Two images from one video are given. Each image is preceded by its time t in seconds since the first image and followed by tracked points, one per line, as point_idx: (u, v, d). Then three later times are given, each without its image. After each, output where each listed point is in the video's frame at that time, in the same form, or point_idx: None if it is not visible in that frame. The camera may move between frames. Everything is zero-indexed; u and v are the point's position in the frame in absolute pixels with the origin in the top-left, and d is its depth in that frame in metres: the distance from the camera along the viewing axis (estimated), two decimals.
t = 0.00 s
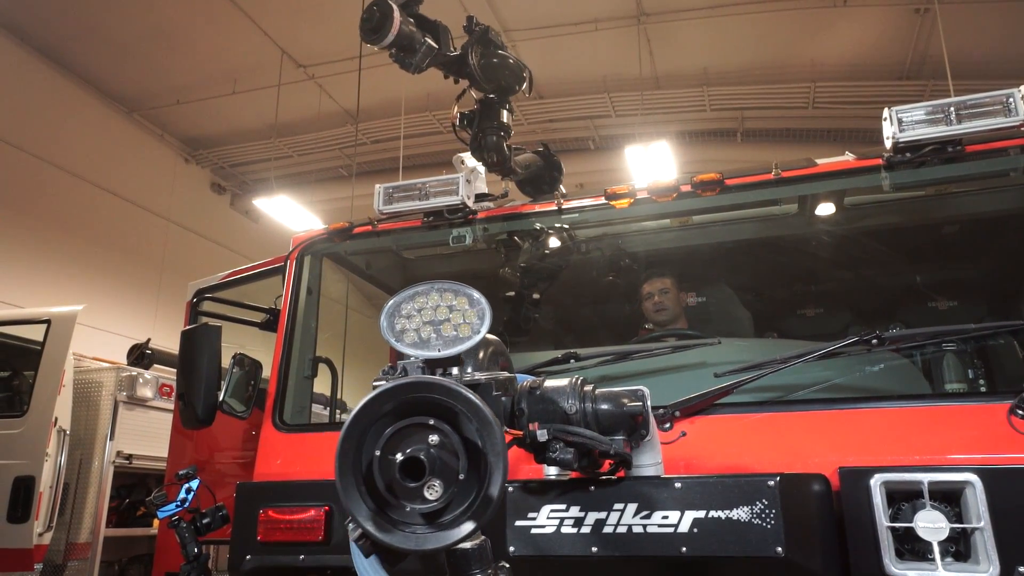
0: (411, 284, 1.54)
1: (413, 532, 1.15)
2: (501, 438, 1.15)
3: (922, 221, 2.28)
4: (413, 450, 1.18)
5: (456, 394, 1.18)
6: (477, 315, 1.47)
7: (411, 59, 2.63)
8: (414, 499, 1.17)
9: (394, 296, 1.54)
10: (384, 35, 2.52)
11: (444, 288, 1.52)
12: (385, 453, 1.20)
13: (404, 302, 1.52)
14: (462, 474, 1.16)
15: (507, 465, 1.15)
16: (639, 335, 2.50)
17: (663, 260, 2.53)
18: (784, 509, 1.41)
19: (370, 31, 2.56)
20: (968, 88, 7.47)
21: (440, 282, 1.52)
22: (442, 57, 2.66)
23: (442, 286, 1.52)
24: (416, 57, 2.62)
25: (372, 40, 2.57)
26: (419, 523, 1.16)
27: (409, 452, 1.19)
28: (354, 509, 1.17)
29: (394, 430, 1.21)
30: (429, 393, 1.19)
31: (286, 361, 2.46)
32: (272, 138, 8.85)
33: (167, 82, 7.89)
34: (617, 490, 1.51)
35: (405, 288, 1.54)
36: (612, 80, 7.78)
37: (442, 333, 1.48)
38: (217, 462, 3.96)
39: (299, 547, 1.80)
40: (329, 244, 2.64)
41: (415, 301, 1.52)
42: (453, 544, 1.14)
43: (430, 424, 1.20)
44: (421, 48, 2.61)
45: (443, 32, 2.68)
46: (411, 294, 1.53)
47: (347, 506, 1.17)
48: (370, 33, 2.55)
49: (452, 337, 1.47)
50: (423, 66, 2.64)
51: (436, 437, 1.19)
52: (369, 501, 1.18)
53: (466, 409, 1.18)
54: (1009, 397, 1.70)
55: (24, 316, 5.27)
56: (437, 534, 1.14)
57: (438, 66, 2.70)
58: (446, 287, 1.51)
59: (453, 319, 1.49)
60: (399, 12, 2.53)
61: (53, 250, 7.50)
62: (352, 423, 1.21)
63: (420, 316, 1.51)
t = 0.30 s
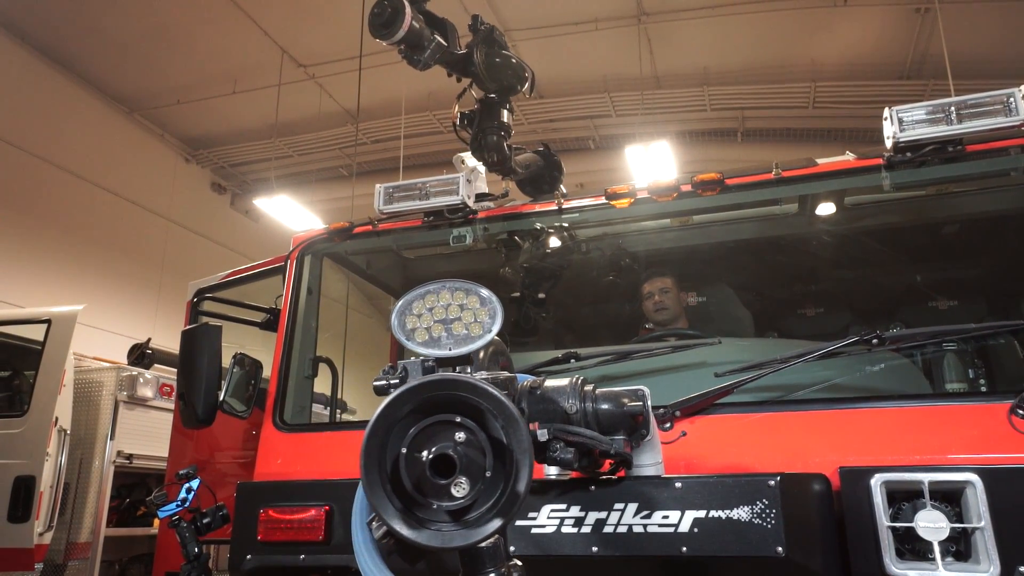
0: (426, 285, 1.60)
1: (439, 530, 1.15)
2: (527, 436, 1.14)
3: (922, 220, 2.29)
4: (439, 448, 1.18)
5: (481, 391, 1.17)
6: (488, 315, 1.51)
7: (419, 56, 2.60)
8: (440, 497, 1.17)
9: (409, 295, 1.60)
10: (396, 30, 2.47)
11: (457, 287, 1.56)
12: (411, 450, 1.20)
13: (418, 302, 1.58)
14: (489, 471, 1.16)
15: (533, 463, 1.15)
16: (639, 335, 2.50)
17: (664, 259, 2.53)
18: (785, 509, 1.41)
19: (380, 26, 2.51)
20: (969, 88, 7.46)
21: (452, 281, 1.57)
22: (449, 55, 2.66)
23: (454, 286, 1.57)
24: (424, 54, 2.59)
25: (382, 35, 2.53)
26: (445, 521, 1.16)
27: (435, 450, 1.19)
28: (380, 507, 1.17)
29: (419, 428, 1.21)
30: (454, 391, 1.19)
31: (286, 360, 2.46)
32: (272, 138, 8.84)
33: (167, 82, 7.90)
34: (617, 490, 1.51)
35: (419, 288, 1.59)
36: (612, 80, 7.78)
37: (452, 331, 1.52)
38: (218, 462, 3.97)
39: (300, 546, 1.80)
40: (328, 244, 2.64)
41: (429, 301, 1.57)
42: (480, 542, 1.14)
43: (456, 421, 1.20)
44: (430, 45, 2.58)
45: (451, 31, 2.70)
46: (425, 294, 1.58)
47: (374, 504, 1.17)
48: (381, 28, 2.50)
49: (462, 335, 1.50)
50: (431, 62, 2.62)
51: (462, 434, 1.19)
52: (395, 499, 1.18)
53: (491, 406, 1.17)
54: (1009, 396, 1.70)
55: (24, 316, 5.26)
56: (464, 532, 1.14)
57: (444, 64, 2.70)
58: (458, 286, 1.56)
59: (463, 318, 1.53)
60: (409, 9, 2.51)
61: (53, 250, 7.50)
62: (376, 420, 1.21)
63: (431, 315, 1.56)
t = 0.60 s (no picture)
0: (437, 284, 1.64)
1: (466, 528, 1.15)
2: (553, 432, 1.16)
3: (922, 220, 2.29)
4: (465, 445, 1.19)
5: (507, 389, 1.18)
6: (499, 314, 1.55)
7: (427, 53, 2.62)
8: (466, 494, 1.17)
9: (420, 295, 1.63)
10: (406, 25, 2.49)
11: (467, 286, 1.61)
12: (436, 448, 1.20)
13: (429, 301, 1.61)
14: (515, 468, 1.17)
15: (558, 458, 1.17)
16: (639, 335, 2.50)
17: (664, 259, 2.53)
18: (785, 508, 1.41)
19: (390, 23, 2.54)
20: (969, 87, 7.46)
21: (462, 281, 1.61)
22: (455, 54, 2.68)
23: (465, 285, 1.61)
24: (433, 51, 2.62)
25: (392, 31, 2.55)
26: (471, 518, 1.16)
27: (462, 447, 1.19)
28: (406, 505, 1.16)
29: (443, 427, 1.21)
30: (480, 388, 1.20)
31: (286, 360, 2.46)
32: (272, 138, 8.84)
33: (167, 82, 7.90)
34: (617, 490, 1.52)
35: (430, 288, 1.63)
36: (612, 80, 7.78)
37: (463, 330, 1.55)
38: (218, 462, 3.97)
39: (300, 546, 1.80)
40: (329, 244, 2.64)
41: (440, 300, 1.61)
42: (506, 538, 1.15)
43: (482, 419, 1.20)
44: (438, 42, 2.60)
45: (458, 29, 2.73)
46: (436, 293, 1.62)
47: (400, 503, 1.15)
48: (391, 25, 2.53)
49: (473, 334, 1.54)
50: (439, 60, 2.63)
51: (487, 431, 1.20)
52: (420, 498, 1.17)
53: (517, 404, 1.18)
54: (1009, 396, 1.70)
55: (24, 316, 5.26)
56: (491, 528, 1.14)
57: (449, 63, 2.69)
58: (470, 285, 1.60)
59: (474, 316, 1.56)
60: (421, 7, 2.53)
61: (53, 250, 7.50)
62: (400, 420, 1.20)
63: (442, 314, 1.59)
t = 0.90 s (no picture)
0: (448, 283, 1.66)
1: (493, 526, 1.16)
2: (578, 430, 1.16)
3: (922, 220, 2.29)
4: (492, 443, 1.19)
5: (532, 386, 1.18)
6: (509, 313, 1.57)
7: (435, 50, 2.63)
8: (493, 491, 1.18)
9: (431, 294, 1.65)
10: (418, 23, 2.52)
11: (478, 286, 1.63)
12: (462, 445, 1.20)
13: (440, 300, 1.63)
14: (541, 465, 1.18)
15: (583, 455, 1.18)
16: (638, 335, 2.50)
17: (664, 259, 2.53)
18: (785, 508, 1.42)
19: (403, 18, 2.56)
20: (969, 87, 7.46)
21: (473, 281, 1.64)
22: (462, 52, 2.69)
23: (476, 284, 1.64)
24: (441, 49, 2.63)
25: (403, 26, 2.56)
26: (496, 516, 1.17)
27: (489, 445, 1.19)
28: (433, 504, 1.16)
29: (468, 425, 1.21)
30: (505, 387, 1.20)
31: (286, 360, 2.46)
32: (271, 138, 8.84)
33: (167, 82, 7.90)
34: (618, 489, 1.52)
35: (441, 287, 1.65)
36: (612, 79, 7.78)
37: (474, 329, 1.57)
38: (219, 462, 3.97)
39: (299, 546, 1.80)
40: (329, 243, 2.64)
41: (451, 299, 1.63)
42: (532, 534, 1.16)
43: (507, 416, 1.20)
44: (447, 40, 2.62)
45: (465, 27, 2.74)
46: (447, 292, 1.64)
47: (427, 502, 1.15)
48: (404, 20, 2.55)
49: (484, 333, 1.56)
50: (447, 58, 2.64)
51: (512, 429, 1.20)
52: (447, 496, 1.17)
53: (542, 401, 1.18)
54: (1009, 396, 1.70)
55: (24, 315, 5.26)
56: (517, 525, 1.15)
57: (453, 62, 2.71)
58: (481, 285, 1.62)
59: (485, 315, 1.59)
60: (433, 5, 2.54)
61: (53, 250, 7.50)
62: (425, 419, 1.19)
63: (453, 313, 1.61)
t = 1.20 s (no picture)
0: (459, 282, 1.63)
1: (520, 524, 1.16)
2: (603, 427, 1.17)
3: (922, 219, 2.29)
4: (518, 440, 1.18)
5: (557, 384, 1.19)
6: (520, 312, 1.54)
7: (444, 48, 2.64)
8: (519, 489, 1.17)
9: (442, 293, 1.63)
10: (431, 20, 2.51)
11: (490, 284, 1.60)
12: (487, 443, 1.19)
13: (452, 298, 1.61)
14: (565, 462, 1.18)
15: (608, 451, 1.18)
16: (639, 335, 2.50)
17: (664, 259, 2.52)
18: (786, 507, 1.42)
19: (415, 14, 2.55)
20: (970, 87, 7.45)
21: (485, 279, 1.61)
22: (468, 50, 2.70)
23: (486, 283, 1.61)
24: (450, 48, 2.64)
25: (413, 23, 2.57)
26: (522, 513, 1.17)
27: (515, 443, 1.18)
28: (461, 502, 1.15)
29: (493, 423, 1.20)
30: (530, 383, 1.19)
31: (286, 361, 2.46)
32: (271, 137, 8.84)
33: (167, 81, 7.90)
34: (617, 489, 1.52)
35: (453, 285, 1.63)
36: (612, 79, 7.77)
37: (484, 328, 1.54)
38: (219, 462, 3.97)
39: (299, 546, 1.80)
40: (329, 243, 2.65)
41: (462, 297, 1.60)
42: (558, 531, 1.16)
43: (532, 414, 1.20)
44: (457, 39, 2.62)
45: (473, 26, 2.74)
46: (459, 291, 1.61)
47: (454, 500, 1.15)
48: (416, 17, 2.53)
49: (494, 332, 1.53)
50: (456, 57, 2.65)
51: (537, 426, 1.20)
52: (473, 494, 1.17)
53: (566, 399, 1.19)
54: (1010, 396, 1.70)
55: (24, 315, 5.25)
56: (544, 522, 1.15)
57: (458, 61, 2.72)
58: (493, 284, 1.60)
59: (496, 314, 1.55)
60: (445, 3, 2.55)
61: (53, 250, 7.50)
62: (451, 417, 1.19)
63: (464, 312, 1.58)
